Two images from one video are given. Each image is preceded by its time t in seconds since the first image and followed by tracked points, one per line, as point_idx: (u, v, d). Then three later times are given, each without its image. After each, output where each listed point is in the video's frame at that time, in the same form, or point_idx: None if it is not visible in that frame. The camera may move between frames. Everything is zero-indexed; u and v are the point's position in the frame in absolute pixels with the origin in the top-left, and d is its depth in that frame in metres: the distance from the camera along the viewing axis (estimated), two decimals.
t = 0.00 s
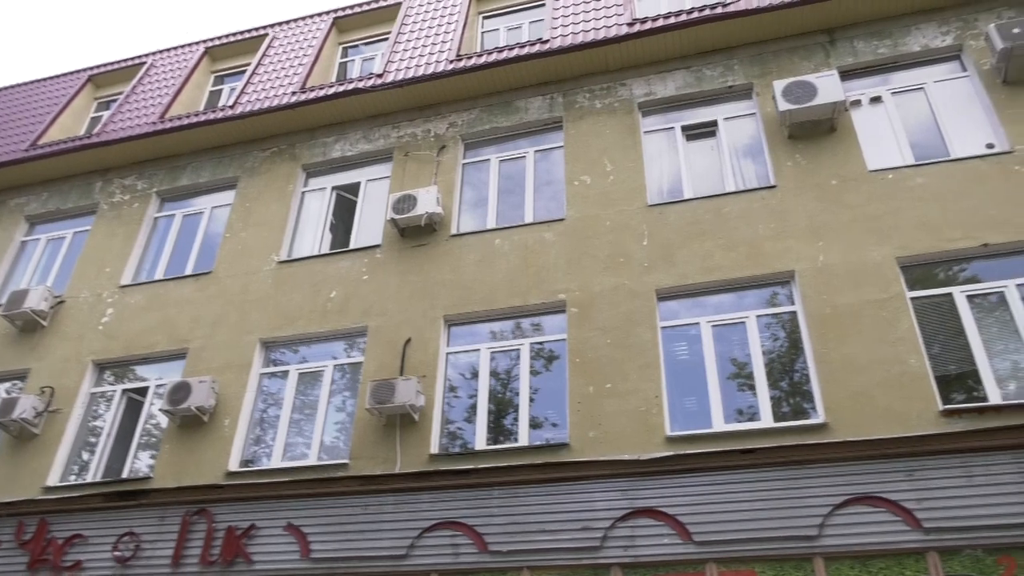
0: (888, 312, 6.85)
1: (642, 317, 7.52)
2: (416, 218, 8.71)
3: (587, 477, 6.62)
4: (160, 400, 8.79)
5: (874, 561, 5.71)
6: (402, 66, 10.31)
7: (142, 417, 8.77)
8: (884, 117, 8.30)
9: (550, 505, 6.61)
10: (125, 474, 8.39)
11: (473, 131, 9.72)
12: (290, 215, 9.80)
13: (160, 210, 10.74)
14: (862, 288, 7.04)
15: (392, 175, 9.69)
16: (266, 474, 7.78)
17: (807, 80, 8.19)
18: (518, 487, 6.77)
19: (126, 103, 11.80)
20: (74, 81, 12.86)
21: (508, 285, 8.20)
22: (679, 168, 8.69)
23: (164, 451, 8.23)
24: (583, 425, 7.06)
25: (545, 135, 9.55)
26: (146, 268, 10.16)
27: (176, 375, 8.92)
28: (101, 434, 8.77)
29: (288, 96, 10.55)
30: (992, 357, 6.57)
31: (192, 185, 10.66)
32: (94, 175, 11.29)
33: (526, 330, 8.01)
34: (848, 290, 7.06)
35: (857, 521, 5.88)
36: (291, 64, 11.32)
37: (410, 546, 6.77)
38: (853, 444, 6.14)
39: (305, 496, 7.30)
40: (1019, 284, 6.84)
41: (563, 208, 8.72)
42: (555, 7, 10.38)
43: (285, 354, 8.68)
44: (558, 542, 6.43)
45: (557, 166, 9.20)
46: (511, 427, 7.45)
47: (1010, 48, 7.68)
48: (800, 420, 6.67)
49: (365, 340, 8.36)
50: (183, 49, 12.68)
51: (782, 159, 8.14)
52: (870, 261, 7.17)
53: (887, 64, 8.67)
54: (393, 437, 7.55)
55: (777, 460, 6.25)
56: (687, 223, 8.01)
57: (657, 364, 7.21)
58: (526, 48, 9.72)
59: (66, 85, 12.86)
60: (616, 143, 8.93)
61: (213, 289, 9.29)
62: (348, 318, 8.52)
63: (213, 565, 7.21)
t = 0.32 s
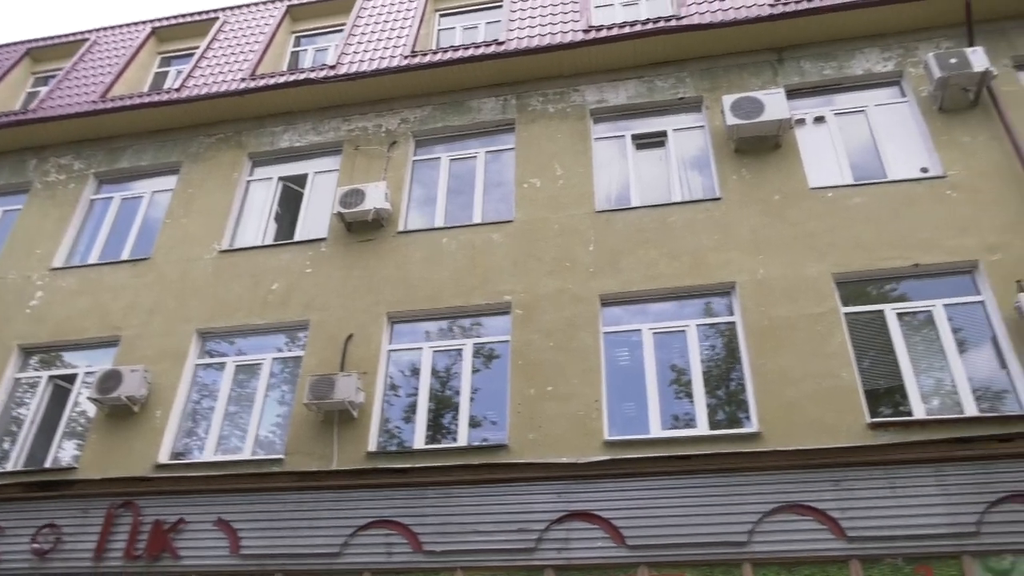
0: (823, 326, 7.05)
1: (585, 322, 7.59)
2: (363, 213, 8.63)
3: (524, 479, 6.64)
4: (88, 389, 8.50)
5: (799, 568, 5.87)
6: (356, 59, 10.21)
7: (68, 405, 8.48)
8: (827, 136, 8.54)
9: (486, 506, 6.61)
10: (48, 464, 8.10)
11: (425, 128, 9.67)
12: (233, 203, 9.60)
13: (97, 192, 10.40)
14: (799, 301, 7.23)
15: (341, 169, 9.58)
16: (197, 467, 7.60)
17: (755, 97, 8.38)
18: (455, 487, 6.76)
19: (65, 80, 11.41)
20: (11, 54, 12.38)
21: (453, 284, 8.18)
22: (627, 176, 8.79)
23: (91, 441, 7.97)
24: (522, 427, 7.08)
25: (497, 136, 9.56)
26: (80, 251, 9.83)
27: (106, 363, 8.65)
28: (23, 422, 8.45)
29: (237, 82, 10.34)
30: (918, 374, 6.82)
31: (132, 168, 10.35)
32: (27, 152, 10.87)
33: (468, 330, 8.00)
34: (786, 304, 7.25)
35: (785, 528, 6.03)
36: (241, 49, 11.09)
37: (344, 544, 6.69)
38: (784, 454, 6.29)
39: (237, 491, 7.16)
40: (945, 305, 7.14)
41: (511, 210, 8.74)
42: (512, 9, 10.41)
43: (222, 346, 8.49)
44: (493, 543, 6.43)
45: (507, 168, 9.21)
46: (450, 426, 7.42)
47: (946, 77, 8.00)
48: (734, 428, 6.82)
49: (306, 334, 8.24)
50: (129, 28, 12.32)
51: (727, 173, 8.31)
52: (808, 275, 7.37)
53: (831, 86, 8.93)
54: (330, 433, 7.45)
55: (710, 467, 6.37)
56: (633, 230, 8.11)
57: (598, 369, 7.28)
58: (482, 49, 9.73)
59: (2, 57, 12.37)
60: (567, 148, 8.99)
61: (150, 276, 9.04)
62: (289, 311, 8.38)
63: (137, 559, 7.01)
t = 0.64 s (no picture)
0: (765, 337, 7.20)
1: (533, 324, 7.62)
2: (314, 206, 8.53)
3: (467, 479, 6.63)
4: (19, 376, 8.21)
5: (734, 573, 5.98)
6: (313, 51, 10.08)
7: None
8: (776, 152, 8.73)
9: (428, 506, 6.59)
10: None
11: (380, 124, 9.60)
12: (180, 191, 9.39)
13: (37, 172, 10.06)
14: (743, 311, 7.38)
15: (293, 161, 9.43)
16: (131, 460, 7.40)
17: (708, 109, 8.53)
18: (397, 486, 6.71)
19: (7, 54, 11.01)
20: None
21: (403, 281, 8.13)
22: (581, 182, 8.86)
23: (20, 430, 7.69)
24: (467, 427, 7.07)
25: (453, 135, 9.53)
26: (16, 232, 9.48)
27: (39, 350, 8.36)
28: None
29: (189, 67, 10.11)
30: (854, 387, 7.01)
31: (75, 149, 10.03)
32: None
33: (415, 329, 7.96)
34: (731, 314, 7.38)
35: (721, 534, 6.14)
36: (194, 34, 10.86)
37: (281, 542, 6.59)
38: (722, 461, 6.41)
39: (172, 485, 6.99)
40: (882, 320, 7.36)
41: (464, 211, 8.73)
42: (472, 9, 10.40)
43: (163, 336, 8.29)
44: (434, 543, 6.41)
45: (462, 167, 9.20)
46: (394, 425, 7.37)
47: (891, 100, 8.26)
48: (676, 434, 6.92)
49: (250, 327, 8.09)
50: (77, 5, 11.96)
51: (679, 183, 8.43)
52: (753, 287, 7.52)
53: (782, 102, 9.14)
54: (272, 429, 7.34)
55: (652, 472, 6.45)
56: (584, 235, 8.17)
57: (545, 372, 7.31)
58: (441, 47, 9.71)
59: None
60: (522, 151, 9.02)
61: (89, 262, 8.78)
62: (233, 304, 8.22)
63: (65, 554, 6.79)
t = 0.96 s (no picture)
0: (711, 347, 7.33)
1: (484, 326, 7.62)
2: (266, 198, 8.40)
3: (410, 480, 6.58)
4: None
5: None
6: (270, 41, 9.93)
7: None
8: (728, 165, 8.89)
9: (370, 505, 6.53)
10: None
11: (337, 118, 9.50)
12: (127, 177, 9.14)
13: None
14: (690, 321, 7.49)
15: (245, 151, 9.27)
16: (64, 452, 7.17)
17: (664, 120, 8.66)
18: (339, 485, 6.64)
19: None
20: None
21: (354, 278, 8.05)
22: (536, 186, 8.89)
23: None
24: (413, 427, 7.04)
25: (410, 133, 9.48)
26: None
27: None
28: None
29: (141, 50, 9.87)
30: (795, 400, 7.17)
31: (17, 129, 9.69)
32: None
33: (364, 326, 7.89)
34: (679, 323, 7.49)
35: (661, 540, 6.22)
36: (148, 16, 10.60)
37: (218, 539, 6.46)
38: (665, 467, 6.49)
39: (106, 479, 6.79)
40: (825, 335, 7.55)
41: (418, 210, 8.68)
42: (435, 8, 10.37)
43: (102, 325, 8.06)
44: (375, 544, 6.35)
45: (418, 166, 9.16)
46: (338, 422, 7.29)
47: (841, 121, 8.50)
48: (621, 440, 6.99)
49: (194, 319, 7.92)
50: None
51: (633, 191, 8.53)
52: (701, 297, 7.65)
53: (736, 117, 9.31)
54: (213, 423, 7.19)
55: (595, 477, 6.50)
56: (538, 240, 8.20)
57: (494, 374, 7.31)
58: (401, 44, 9.66)
59: None
60: (479, 152, 9.01)
61: (27, 246, 8.48)
62: (178, 295, 8.04)
63: None
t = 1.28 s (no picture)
0: (660, 354, 7.42)
1: (435, 326, 7.59)
2: (216, 188, 8.23)
3: (355, 479, 6.52)
4: None
5: None
6: (227, 28, 9.75)
7: None
8: (682, 176, 9.02)
9: (313, 504, 6.44)
10: None
11: (293, 111, 9.37)
12: (72, 160, 8.87)
13: None
14: (640, 328, 7.58)
15: (197, 140, 9.07)
16: None
17: (621, 128, 8.75)
18: (281, 483, 6.53)
19: None
20: None
21: (305, 273, 7.95)
22: (492, 188, 8.90)
23: None
24: (360, 426, 6.97)
25: (367, 129, 9.39)
26: None
27: None
28: None
29: (91, 30, 9.59)
30: (739, 409, 7.31)
31: None
32: None
33: (313, 322, 7.78)
34: (629, 329, 7.57)
35: (604, 544, 6.27)
36: None
37: (153, 536, 6.29)
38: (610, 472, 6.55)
39: (38, 471, 6.57)
40: (770, 346, 7.71)
41: (373, 207, 8.61)
42: (397, 5, 10.31)
43: (39, 313, 7.80)
44: (316, 543, 6.27)
45: (374, 163, 9.08)
46: (283, 419, 7.18)
47: (792, 137, 8.69)
48: (568, 444, 7.03)
49: (137, 309, 7.72)
50: None
51: (588, 197, 8.59)
52: (651, 305, 7.74)
53: (692, 129, 9.45)
54: (153, 417, 7.02)
55: (541, 480, 6.52)
56: (492, 241, 8.21)
57: (444, 375, 7.29)
58: (361, 39, 9.57)
59: None
60: (436, 152, 8.98)
61: None
62: (121, 284, 7.83)
63: None
